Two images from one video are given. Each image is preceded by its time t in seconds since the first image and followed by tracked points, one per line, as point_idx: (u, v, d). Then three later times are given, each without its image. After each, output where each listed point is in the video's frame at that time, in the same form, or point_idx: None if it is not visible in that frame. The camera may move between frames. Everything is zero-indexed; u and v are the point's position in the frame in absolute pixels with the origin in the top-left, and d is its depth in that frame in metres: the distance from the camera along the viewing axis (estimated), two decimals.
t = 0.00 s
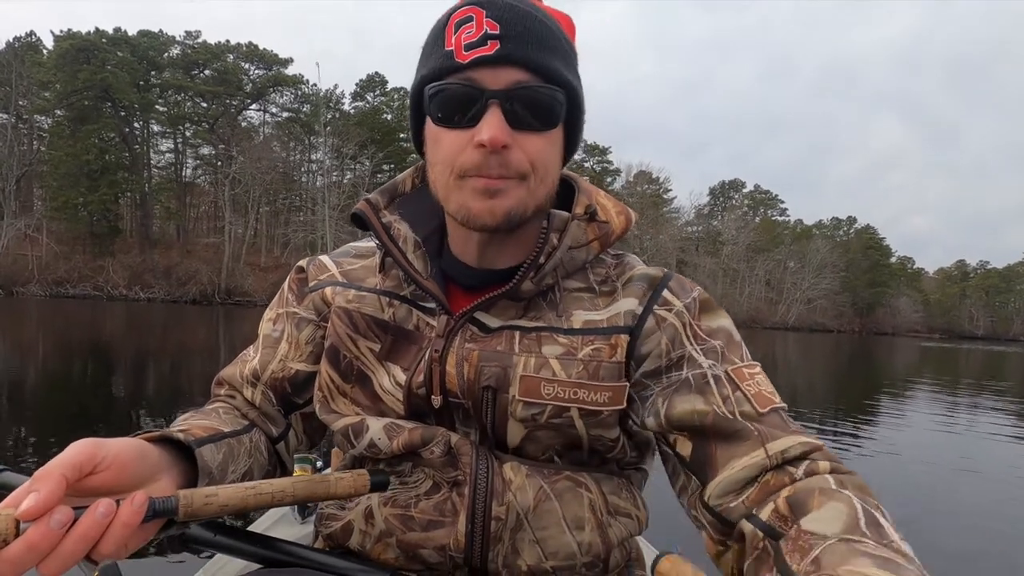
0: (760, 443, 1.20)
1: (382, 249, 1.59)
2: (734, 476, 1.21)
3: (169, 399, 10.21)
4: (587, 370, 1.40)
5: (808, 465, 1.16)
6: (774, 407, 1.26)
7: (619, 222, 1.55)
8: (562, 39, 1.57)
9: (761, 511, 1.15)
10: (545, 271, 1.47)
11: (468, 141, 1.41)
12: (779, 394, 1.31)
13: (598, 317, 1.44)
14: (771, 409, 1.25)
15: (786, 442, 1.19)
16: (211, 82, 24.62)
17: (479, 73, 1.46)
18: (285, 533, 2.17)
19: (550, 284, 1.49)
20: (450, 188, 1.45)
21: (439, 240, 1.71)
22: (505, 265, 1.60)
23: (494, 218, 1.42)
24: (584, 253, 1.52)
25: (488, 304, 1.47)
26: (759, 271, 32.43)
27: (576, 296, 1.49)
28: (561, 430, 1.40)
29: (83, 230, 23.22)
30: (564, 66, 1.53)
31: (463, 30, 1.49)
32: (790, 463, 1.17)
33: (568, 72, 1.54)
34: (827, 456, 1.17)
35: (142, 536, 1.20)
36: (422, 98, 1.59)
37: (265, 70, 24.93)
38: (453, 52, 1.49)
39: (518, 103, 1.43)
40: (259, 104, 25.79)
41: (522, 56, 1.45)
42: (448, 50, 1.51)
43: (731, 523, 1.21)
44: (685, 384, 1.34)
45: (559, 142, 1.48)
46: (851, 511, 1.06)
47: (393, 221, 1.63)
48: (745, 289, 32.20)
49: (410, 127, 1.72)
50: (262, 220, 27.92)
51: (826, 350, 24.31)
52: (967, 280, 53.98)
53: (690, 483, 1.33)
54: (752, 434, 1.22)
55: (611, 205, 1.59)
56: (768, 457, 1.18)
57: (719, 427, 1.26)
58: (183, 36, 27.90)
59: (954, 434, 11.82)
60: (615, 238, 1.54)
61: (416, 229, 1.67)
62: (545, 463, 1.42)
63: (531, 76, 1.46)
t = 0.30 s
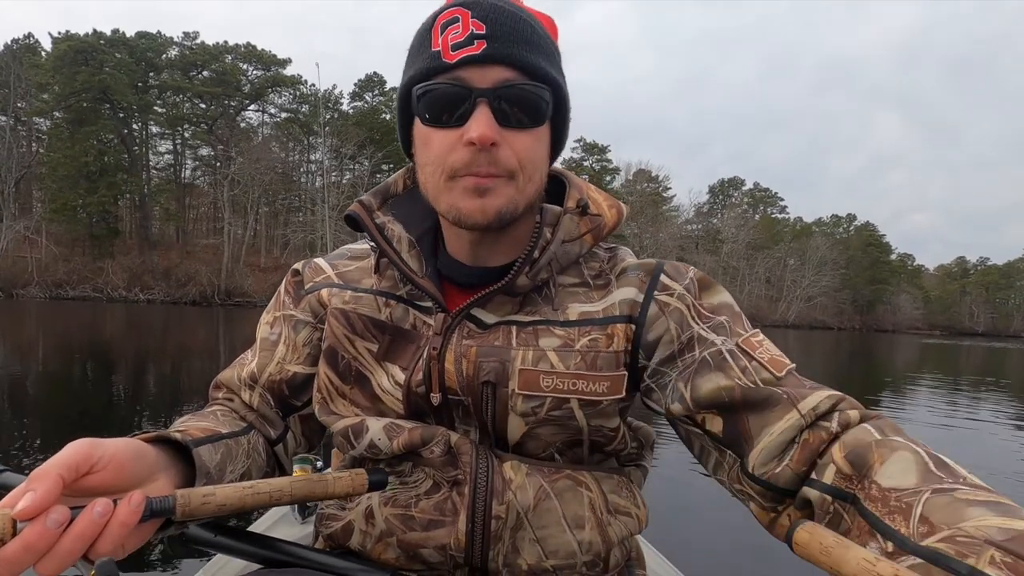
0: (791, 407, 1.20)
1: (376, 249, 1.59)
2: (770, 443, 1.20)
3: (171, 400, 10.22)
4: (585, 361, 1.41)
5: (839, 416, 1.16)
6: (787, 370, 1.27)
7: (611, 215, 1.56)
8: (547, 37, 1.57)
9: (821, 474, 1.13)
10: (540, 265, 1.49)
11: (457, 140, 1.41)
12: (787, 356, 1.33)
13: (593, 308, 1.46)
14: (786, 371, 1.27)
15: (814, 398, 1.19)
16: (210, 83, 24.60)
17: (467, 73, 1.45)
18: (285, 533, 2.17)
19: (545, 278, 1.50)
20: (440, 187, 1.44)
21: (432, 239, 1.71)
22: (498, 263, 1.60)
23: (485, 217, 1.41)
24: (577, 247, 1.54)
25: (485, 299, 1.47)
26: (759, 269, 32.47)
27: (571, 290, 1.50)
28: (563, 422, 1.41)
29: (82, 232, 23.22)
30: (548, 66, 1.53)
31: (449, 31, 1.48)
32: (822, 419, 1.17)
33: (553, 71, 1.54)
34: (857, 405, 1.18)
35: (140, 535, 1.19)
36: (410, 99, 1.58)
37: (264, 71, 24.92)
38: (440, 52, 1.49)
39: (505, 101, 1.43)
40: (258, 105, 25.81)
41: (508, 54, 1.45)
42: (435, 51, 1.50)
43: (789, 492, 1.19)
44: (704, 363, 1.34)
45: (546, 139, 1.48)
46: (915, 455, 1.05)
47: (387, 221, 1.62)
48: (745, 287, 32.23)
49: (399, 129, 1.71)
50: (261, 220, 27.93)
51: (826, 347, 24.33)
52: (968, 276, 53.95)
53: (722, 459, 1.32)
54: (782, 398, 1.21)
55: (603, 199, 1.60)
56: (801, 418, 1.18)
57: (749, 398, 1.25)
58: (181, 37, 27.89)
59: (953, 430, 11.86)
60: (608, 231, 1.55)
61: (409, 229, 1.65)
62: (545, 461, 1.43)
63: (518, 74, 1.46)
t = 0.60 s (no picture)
0: (794, 408, 1.20)
1: (376, 248, 1.58)
2: (772, 444, 1.20)
3: (171, 398, 10.21)
4: (585, 359, 1.40)
5: (840, 417, 1.16)
6: (786, 370, 1.28)
7: (611, 215, 1.56)
8: (547, 38, 1.56)
9: (828, 475, 1.13)
10: (540, 265, 1.48)
11: (457, 141, 1.40)
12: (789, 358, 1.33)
13: (593, 308, 1.45)
14: (786, 372, 1.27)
15: (816, 399, 1.19)
16: (212, 81, 24.60)
17: (468, 73, 1.45)
18: (285, 533, 2.16)
19: (545, 278, 1.50)
20: (440, 188, 1.43)
21: (432, 238, 1.70)
22: (497, 263, 1.60)
23: (483, 220, 1.41)
24: (577, 246, 1.53)
25: (485, 298, 1.46)
26: (759, 272, 32.51)
27: (570, 290, 1.50)
28: (563, 422, 1.40)
29: (83, 229, 23.24)
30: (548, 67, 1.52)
31: (451, 30, 1.48)
32: (824, 420, 1.17)
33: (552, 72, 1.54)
34: (857, 408, 1.18)
35: (136, 533, 1.19)
36: (410, 98, 1.57)
37: (266, 70, 24.96)
38: (441, 51, 1.48)
39: (506, 101, 1.42)
40: (259, 104, 25.82)
41: (509, 55, 1.45)
42: (435, 50, 1.50)
43: (795, 492, 1.19)
44: (706, 364, 1.34)
45: (546, 141, 1.48)
46: (923, 461, 1.05)
47: (386, 221, 1.61)
48: (745, 289, 32.26)
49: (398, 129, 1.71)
50: (262, 219, 27.94)
51: (826, 350, 24.32)
52: (969, 281, 53.96)
53: (724, 459, 1.32)
54: (784, 399, 1.21)
55: (602, 199, 1.60)
56: (804, 418, 1.18)
57: (751, 400, 1.25)
58: (183, 35, 27.89)
59: (952, 434, 11.89)
60: (607, 230, 1.55)
61: (409, 229, 1.64)
62: (545, 461, 1.42)
63: (518, 75, 1.46)
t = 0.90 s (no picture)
0: (802, 390, 1.23)
1: (373, 249, 1.57)
2: (783, 430, 1.23)
3: (170, 399, 10.21)
4: (583, 352, 1.41)
5: (841, 394, 1.21)
6: (787, 355, 1.32)
7: (605, 210, 1.56)
8: (540, 40, 1.56)
9: (832, 453, 1.17)
10: (537, 260, 1.47)
11: (450, 143, 1.40)
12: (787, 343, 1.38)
13: (589, 301, 1.45)
14: (788, 355, 1.31)
15: (821, 380, 1.23)
16: (210, 82, 24.56)
17: (462, 74, 1.44)
18: (284, 533, 2.16)
19: (542, 275, 1.49)
20: (433, 190, 1.43)
21: (427, 237, 1.69)
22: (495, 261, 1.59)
23: (476, 222, 1.41)
24: (572, 242, 1.53)
25: (483, 295, 1.46)
26: (758, 271, 32.55)
27: (567, 285, 1.50)
28: (562, 416, 1.40)
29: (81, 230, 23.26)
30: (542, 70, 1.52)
31: (443, 33, 1.47)
32: (829, 400, 1.21)
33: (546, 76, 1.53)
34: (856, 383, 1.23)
35: (129, 530, 1.19)
36: (404, 100, 1.57)
37: (264, 70, 24.94)
38: (434, 54, 1.47)
39: (499, 103, 1.42)
40: (258, 104, 25.85)
41: (503, 58, 1.45)
42: (428, 52, 1.49)
43: (804, 471, 1.23)
44: (715, 355, 1.37)
45: (539, 144, 1.48)
46: (920, 434, 1.08)
47: (381, 221, 1.60)
48: (744, 289, 32.30)
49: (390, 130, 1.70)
50: (261, 219, 27.93)
51: (825, 350, 24.35)
52: (968, 280, 53.99)
53: (736, 445, 1.35)
54: (794, 384, 1.25)
55: (596, 195, 1.61)
56: (813, 402, 1.21)
57: (762, 387, 1.28)
58: (182, 36, 27.86)
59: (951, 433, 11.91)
60: (602, 226, 1.55)
61: (405, 229, 1.64)
62: (544, 459, 1.42)
63: (511, 76, 1.46)
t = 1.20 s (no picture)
0: (802, 381, 1.26)
1: (374, 247, 1.57)
2: (782, 422, 1.27)
3: (170, 398, 10.22)
4: (585, 344, 1.42)
5: (834, 378, 1.26)
6: (783, 346, 1.35)
7: (602, 207, 1.57)
8: (540, 41, 1.56)
9: (826, 438, 1.22)
10: (538, 255, 1.48)
11: (453, 140, 1.40)
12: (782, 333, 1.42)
13: (590, 295, 1.45)
14: (782, 345, 1.35)
15: (816, 369, 1.27)
16: (210, 80, 24.51)
17: (465, 74, 1.44)
18: (285, 533, 2.16)
19: (542, 270, 1.49)
20: (435, 187, 1.43)
21: (427, 236, 1.69)
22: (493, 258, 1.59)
23: (477, 218, 1.40)
24: (572, 237, 1.54)
25: (484, 290, 1.46)
26: (758, 271, 32.55)
27: (566, 281, 1.50)
28: (564, 410, 1.40)
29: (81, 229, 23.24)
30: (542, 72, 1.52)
31: (447, 34, 1.47)
32: (823, 386, 1.25)
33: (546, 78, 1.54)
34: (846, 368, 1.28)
35: (129, 526, 1.20)
36: (406, 97, 1.57)
37: (264, 69, 24.94)
38: (437, 55, 1.47)
39: (500, 103, 1.41)
40: (257, 103, 25.85)
41: (505, 59, 1.44)
42: (432, 52, 1.49)
43: (801, 455, 1.28)
44: (716, 348, 1.39)
45: (540, 143, 1.48)
46: (905, 416, 1.13)
47: (382, 218, 1.59)
48: (744, 288, 32.31)
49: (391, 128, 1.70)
50: (261, 218, 27.93)
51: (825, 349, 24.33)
52: (968, 279, 53.98)
53: (738, 436, 1.38)
54: (792, 374, 1.28)
55: (595, 194, 1.61)
56: (811, 391, 1.25)
57: (763, 377, 1.31)
58: (181, 35, 27.82)
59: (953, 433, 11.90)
60: (599, 222, 1.56)
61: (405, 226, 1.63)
62: (544, 456, 1.42)
63: (513, 76, 1.45)
